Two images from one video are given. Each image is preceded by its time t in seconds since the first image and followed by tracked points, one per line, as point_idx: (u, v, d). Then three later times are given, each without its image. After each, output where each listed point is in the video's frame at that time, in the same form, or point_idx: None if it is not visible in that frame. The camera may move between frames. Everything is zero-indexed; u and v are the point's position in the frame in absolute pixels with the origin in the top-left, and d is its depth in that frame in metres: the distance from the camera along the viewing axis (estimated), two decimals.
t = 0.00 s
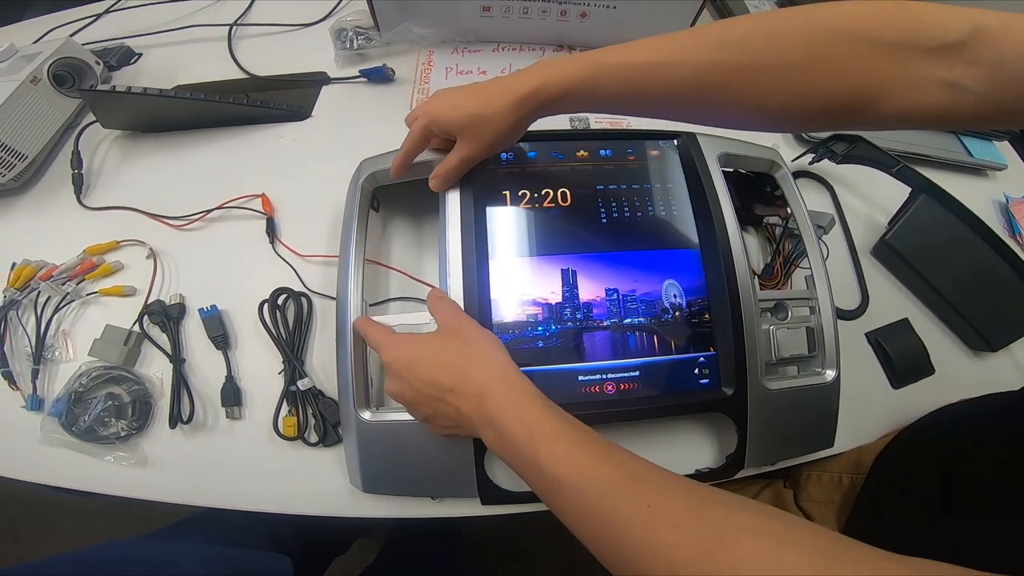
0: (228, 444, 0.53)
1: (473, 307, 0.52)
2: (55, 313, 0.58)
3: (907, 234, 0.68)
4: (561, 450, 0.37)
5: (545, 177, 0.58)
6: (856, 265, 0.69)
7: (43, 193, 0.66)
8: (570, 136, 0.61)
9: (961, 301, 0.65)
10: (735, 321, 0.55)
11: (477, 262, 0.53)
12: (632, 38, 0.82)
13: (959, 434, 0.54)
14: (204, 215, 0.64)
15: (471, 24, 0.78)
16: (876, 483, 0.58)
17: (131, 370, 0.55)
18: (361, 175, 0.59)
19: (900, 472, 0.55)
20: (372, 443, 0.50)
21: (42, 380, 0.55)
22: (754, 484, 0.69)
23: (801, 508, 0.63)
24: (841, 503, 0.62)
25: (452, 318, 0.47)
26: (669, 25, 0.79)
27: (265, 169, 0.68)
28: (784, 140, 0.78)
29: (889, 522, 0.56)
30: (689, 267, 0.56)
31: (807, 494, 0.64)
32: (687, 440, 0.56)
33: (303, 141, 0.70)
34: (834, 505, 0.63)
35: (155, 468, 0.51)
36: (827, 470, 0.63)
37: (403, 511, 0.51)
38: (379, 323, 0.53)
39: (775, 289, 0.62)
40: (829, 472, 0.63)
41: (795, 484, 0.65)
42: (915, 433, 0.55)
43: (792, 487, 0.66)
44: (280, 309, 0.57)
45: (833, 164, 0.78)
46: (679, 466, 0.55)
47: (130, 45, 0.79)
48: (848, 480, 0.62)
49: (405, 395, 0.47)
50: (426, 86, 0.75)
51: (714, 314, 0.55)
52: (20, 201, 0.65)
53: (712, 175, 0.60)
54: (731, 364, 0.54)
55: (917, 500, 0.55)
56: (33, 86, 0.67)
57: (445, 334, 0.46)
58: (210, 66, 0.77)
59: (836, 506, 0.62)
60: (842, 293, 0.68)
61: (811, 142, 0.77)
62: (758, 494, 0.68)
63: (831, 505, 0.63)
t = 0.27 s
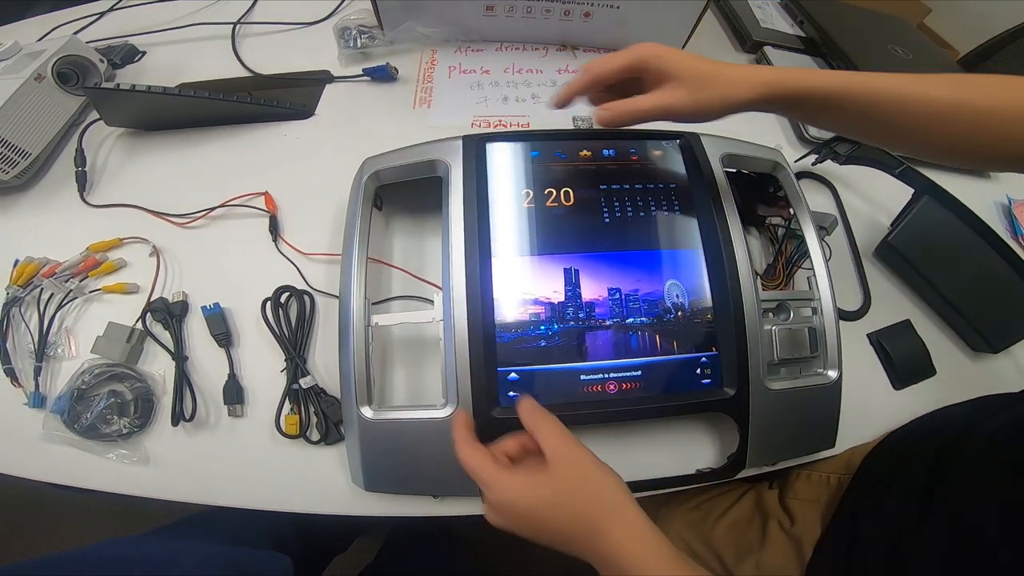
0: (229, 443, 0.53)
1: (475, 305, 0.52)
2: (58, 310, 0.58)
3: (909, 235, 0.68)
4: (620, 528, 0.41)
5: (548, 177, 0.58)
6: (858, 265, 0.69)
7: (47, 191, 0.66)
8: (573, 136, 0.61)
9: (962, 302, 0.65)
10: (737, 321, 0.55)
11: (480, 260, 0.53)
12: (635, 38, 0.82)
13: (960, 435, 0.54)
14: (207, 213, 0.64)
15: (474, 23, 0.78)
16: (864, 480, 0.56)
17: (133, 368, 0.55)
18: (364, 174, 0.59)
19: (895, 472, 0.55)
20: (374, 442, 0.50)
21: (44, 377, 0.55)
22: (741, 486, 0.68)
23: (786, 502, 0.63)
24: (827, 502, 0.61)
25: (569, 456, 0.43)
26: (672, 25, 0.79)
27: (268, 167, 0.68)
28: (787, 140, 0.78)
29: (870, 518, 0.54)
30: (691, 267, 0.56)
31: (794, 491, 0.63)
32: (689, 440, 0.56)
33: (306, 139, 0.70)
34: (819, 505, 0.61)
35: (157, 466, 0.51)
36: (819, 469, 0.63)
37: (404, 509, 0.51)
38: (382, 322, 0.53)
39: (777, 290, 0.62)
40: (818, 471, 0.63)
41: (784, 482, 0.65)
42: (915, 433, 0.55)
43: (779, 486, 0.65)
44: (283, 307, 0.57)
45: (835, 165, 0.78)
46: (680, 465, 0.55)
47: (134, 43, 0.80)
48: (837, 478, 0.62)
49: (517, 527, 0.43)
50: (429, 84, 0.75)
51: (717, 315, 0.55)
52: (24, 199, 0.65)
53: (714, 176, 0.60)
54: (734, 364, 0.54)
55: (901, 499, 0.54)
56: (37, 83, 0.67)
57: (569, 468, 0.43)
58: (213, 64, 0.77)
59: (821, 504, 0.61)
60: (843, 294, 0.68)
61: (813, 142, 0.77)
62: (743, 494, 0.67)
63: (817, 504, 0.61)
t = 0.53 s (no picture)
0: (231, 440, 0.53)
1: (478, 303, 0.52)
2: (61, 307, 0.58)
3: (912, 236, 0.68)
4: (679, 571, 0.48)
5: (551, 176, 0.58)
6: (861, 265, 0.69)
7: (50, 188, 0.66)
8: (576, 135, 0.61)
9: (964, 303, 0.65)
10: (740, 321, 0.55)
11: (483, 258, 0.53)
12: (639, 37, 0.82)
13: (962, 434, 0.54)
14: (210, 210, 0.64)
15: (478, 22, 0.78)
16: (856, 478, 0.56)
17: (136, 365, 0.55)
18: (368, 171, 0.59)
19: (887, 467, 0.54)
20: (376, 439, 0.50)
21: (47, 374, 0.55)
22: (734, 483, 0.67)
23: (776, 501, 0.61)
24: (817, 501, 0.59)
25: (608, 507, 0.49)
26: (676, 25, 0.79)
27: (271, 165, 0.68)
28: (790, 140, 0.78)
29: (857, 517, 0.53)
30: (694, 266, 0.56)
31: (785, 488, 0.61)
32: (690, 440, 0.56)
33: (310, 137, 0.70)
34: (809, 503, 0.60)
35: (159, 463, 0.51)
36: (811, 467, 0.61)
37: (405, 507, 0.51)
38: (386, 320, 0.53)
39: (780, 289, 0.62)
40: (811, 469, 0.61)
41: (776, 479, 0.63)
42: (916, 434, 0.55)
43: (770, 483, 0.63)
44: (286, 305, 0.57)
45: (838, 165, 0.78)
46: (681, 465, 0.55)
47: (138, 41, 0.80)
48: (830, 478, 0.60)
49: None
50: (433, 83, 0.75)
51: (719, 314, 0.55)
52: (27, 196, 0.65)
53: (718, 176, 0.60)
54: (736, 363, 0.54)
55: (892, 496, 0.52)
56: (41, 81, 0.67)
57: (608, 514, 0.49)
58: (217, 62, 0.77)
59: (812, 503, 0.59)
60: (845, 294, 0.68)
61: (816, 143, 0.77)
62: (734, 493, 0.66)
63: (807, 502, 0.60)
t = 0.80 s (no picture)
0: (232, 437, 0.52)
1: (479, 299, 0.51)
2: (61, 303, 0.58)
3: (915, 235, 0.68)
4: (502, 516, 0.43)
5: (552, 173, 0.58)
6: (862, 264, 0.69)
7: (51, 185, 0.66)
8: (578, 132, 0.61)
9: (967, 302, 0.65)
10: (742, 318, 0.54)
11: (484, 254, 0.53)
12: (640, 36, 0.82)
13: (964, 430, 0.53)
14: (212, 207, 0.64)
15: (479, 20, 0.78)
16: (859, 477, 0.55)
17: (137, 361, 0.55)
18: (369, 168, 0.59)
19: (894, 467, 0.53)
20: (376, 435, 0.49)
21: (47, 370, 0.55)
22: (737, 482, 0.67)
23: (779, 499, 0.61)
24: (821, 499, 0.59)
25: (445, 426, 0.45)
26: (677, 24, 0.79)
27: (272, 162, 0.68)
28: (791, 139, 0.78)
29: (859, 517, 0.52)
30: (696, 263, 0.56)
31: (788, 485, 0.61)
32: (691, 437, 0.56)
33: (311, 134, 0.70)
34: (812, 501, 0.59)
35: (159, 459, 0.51)
36: (815, 465, 0.61)
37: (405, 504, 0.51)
38: (386, 316, 0.53)
39: (781, 287, 0.61)
40: (816, 466, 0.61)
41: (779, 477, 0.63)
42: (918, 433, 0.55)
43: (773, 480, 0.63)
44: (287, 301, 0.57)
45: (840, 163, 0.78)
46: (682, 462, 0.55)
47: (140, 39, 0.80)
48: (834, 476, 0.59)
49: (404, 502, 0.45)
50: (434, 81, 0.75)
51: (721, 311, 0.55)
52: (29, 193, 0.65)
53: (720, 172, 0.60)
54: (738, 360, 0.54)
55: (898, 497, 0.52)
56: (43, 78, 0.67)
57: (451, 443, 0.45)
58: (219, 60, 0.77)
59: (816, 501, 0.59)
60: (847, 292, 0.68)
61: (818, 141, 0.77)
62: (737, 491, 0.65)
63: (810, 500, 0.59)
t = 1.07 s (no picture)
0: (235, 435, 0.52)
1: (483, 297, 0.52)
2: (65, 301, 0.57)
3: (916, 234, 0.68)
4: (500, 503, 0.44)
5: (556, 171, 0.58)
6: (864, 262, 0.69)
7: (54, 182, 0.66)
8: (582, 130, 0.61)
9: (969, 300, 0.65)
10: (745, 316, 0.54)
11: (489, 252, 0.53)
12: (643, 35, 0.82)
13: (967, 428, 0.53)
14: (214, 205, 0.64)
15: (482, 19, 0.78)
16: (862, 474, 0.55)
17: (140, 359, 0.55)
18: (373, 166, 0.59)
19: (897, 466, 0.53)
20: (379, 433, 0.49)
21: (50, 368, 0.55)
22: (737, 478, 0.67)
23: (778, 493, 0.61)
24: (819, 495, 0.59)
25: (457, 426, 0.46)
26: (680, 23, 0.79)
27: (275, 160, 0.68)
28: (793, 137, 0.78)
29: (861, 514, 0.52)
30: (699, 261, 0.56)
31: (788, 481, 0.61)
32: (694, 435, 0.56)
33: (313, 132, 0.70)
34: (812, 497, 0.59)
35: (162, 457, 0.51)
36: (815, 461, 0.61)
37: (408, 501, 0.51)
38: (390, 313, 0.53)
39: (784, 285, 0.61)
40: (816, 463, 0.61)
41: (778, 472, 0.63)
42: (920, 431, 0.55)
43: (772, 476, 0.63)
44: (290, 299, 0.57)
45: (842, 162, 0.78)
46: (685, 460, 0.55)
47: (143, 37, 0.80)
48: (834, 472, 0.59)
49: (406, 486, 0.46)
50: (436, 79, 0.75)
51: (724, 309, 0.55)
52: (31, 191, 0.65)
53: (723, 170, 0.60)
54: (741, 358, 0.54)
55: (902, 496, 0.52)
56: (46, 76, 0.67)
57: (457, 431, 0.46)
58: (222, 58, 0.77)
59: (815, 496, 0.59)
60: (849, 290, 0.68)
61: (820, 140, 0.77)
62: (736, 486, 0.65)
63: (809, 496, 0.59)
